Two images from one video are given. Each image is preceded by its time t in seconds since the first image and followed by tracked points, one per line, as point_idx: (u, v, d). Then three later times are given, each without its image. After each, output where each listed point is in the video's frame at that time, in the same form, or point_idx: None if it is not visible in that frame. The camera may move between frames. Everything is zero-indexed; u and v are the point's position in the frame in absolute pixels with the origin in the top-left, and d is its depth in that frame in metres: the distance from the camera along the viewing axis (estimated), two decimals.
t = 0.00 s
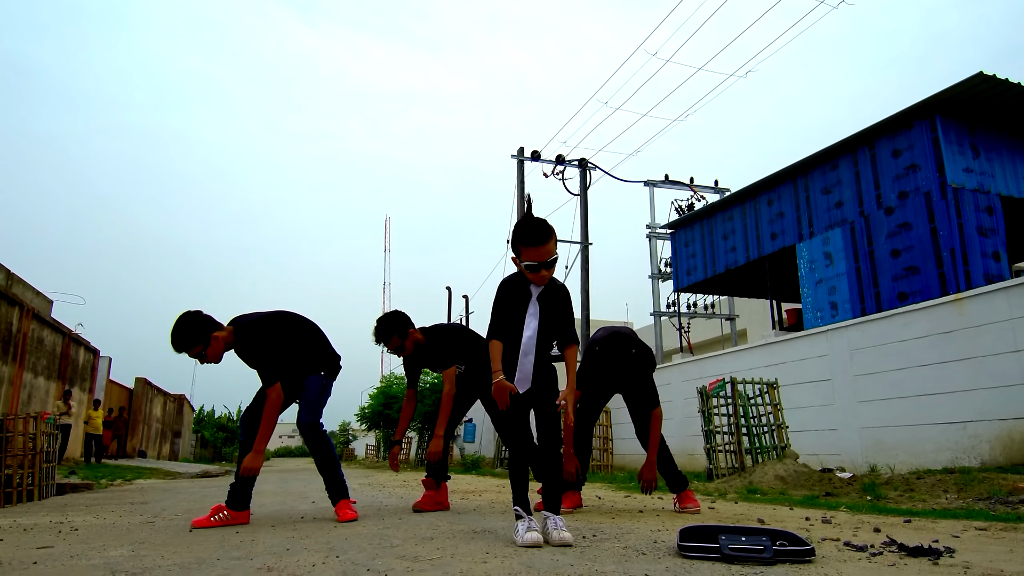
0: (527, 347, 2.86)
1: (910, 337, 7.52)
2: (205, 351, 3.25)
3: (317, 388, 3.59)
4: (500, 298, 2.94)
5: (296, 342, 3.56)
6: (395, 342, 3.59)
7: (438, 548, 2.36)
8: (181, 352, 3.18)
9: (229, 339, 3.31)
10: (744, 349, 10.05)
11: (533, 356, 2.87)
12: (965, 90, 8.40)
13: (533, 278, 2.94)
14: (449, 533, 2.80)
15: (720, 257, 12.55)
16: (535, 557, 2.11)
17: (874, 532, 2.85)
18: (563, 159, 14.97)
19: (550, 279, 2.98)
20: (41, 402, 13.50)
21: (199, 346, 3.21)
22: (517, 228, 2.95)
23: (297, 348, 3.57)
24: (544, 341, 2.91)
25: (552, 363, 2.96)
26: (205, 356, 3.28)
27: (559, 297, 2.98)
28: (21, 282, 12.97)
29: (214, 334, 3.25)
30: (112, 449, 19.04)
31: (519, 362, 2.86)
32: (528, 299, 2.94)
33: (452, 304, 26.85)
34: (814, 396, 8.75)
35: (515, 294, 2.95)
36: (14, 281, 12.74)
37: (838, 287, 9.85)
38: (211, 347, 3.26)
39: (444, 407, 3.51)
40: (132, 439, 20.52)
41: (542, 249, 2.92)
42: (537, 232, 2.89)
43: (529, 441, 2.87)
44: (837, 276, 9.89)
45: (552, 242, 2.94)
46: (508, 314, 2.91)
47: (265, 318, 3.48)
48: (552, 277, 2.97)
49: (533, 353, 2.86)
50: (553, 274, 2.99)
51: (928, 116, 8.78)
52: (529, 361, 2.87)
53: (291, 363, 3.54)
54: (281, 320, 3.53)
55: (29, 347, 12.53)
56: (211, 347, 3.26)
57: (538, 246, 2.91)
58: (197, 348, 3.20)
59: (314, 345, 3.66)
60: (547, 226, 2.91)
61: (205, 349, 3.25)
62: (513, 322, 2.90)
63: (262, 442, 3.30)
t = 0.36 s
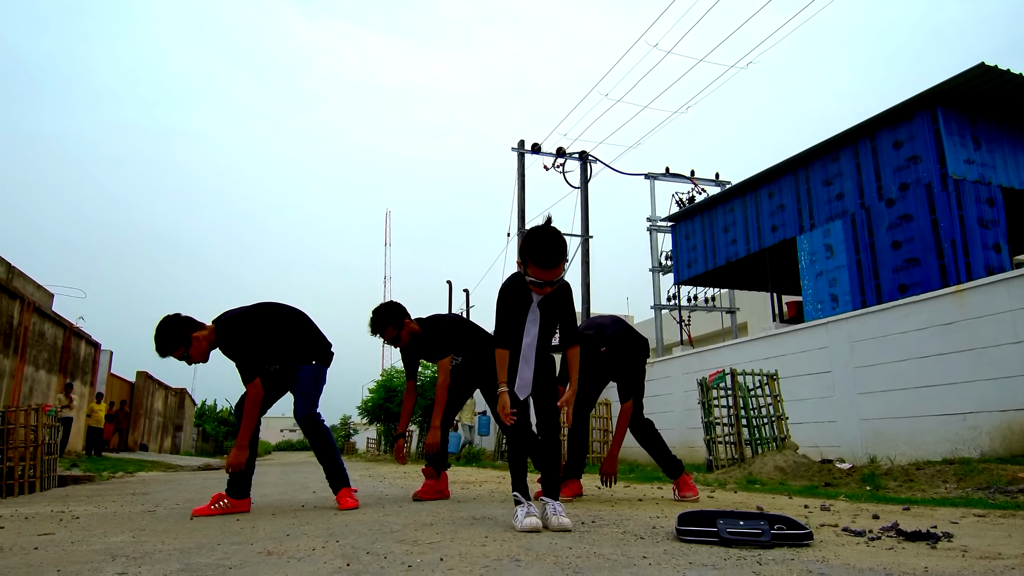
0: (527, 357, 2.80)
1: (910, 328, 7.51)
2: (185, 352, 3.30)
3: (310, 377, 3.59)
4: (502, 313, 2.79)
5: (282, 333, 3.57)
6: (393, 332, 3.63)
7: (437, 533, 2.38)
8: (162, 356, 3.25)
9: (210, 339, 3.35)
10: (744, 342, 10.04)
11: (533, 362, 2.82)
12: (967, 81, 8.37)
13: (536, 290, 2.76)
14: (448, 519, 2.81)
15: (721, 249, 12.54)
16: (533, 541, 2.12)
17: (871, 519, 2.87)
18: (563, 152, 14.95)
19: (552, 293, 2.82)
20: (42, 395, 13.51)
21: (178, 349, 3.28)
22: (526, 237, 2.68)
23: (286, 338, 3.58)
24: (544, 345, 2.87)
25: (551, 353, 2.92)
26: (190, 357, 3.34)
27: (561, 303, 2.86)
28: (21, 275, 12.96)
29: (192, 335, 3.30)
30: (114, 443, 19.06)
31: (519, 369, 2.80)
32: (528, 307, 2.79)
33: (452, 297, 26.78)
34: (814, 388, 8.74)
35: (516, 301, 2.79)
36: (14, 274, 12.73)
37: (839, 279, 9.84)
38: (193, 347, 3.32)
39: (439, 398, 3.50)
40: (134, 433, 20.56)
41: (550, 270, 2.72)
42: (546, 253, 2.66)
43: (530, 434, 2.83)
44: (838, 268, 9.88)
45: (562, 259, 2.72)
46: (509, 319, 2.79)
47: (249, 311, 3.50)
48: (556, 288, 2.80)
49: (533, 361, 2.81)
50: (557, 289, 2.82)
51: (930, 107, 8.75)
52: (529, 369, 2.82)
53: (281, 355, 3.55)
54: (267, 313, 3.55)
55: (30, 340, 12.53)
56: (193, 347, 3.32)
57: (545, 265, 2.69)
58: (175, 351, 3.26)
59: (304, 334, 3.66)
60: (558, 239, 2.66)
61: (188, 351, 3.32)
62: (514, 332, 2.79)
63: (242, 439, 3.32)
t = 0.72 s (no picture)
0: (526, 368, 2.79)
1: (910, 320, 7.49)
2: (186, 339, 3.30)
3: (308, 367, 3.59)
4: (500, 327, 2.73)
5: (281, 322, 3.56)
6: (391, 324, 3.60)
7: (433, 522, 2.38)
8: (161, 343, 3.25)
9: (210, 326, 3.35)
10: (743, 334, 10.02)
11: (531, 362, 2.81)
12: (969, 70, 8.31)
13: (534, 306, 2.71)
14: (445, 509, 2.81)
15: (721, 240, 12.51)
16: (528, 529, 2.12)
17: (869, 508, 2.87)
18: (563, 143, 14.89)
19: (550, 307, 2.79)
20: (43, 387, 13.53)
21: (178, 336, 3.27)
22: (529, 252, 2.61)
23: (285, 328, 3.57)
24: (541, 346, 2.85)
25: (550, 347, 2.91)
26: (189, 344, 3.33)
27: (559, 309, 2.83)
28: (21, 267, 12.94)
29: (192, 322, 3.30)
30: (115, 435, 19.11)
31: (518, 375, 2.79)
32: (524, 317, 2.75)
33: (453, 289, 26.75)
34: (813, 379, 8.73)
35: (515, 312, 2.73)
36: (15, 266, 12.71)
37: (839, 270, 9.82)
38: (193, 334, 3.30)
39: (438, 388, 3.50)
40: (135, 424, 20.60)
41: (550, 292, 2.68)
42: (548, 273, 2.59)
43: (529, 426, 2.85)
44: (839, 259, 9.86)
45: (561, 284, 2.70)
46: (507, 325, 2.73)
47: (249, 300, 3.50)
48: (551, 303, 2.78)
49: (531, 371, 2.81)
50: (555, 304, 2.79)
51: (931, 97, 8.70)
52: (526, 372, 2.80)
53: (280, 345, 3.54)
54: (268, 302, 3.54)
55: (30, 332, 12.53)
56: (194, 334, 3.31)
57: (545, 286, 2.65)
58: (176, 338, 3.25)
59: (303, 324, 3.65)
60: (561, 257, 2.60)
61: (189, 338, 3.31)
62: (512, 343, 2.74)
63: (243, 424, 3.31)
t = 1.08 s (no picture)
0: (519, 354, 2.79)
1: (909, 310, 7.46)
2: (179, 331, 3.28)
3: (301, 359, 3.57)
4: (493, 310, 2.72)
5: (275, 313, 3.54)
6: (384, 315, 3.56)
7: (423, 514, 2.37)
8: (155, 334, 3.23)
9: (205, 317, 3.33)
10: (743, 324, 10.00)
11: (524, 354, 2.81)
12: (970, 58, 8.25)
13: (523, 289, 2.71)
14: (437, 500, 2.80)
15: (721, 231, 12.47)
16: (516, 521, 2.12)
17: (863, 499, 2.86)
18: (563, 133, 14.82)
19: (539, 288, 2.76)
20: (44, 378, 13.55)
21: (170, 329, 3.25)
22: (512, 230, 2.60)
23: (279, 319, 3.55)
24: (532, 338, 2.82)
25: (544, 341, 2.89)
26: (183, 336, 3.32)
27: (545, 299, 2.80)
28: (21, 259, 12.92)
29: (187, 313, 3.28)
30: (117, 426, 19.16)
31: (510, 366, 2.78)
32: (515, 301, 2.72)
33: (453, 280, 26.70)
34: (812, 369, 8.72)
35: (505, 298, 2.72)
36: (14, 258, 12.70)
37: (838, 261, 9.79)
38: (186, 326, 3.29)
39: (434, 379, 3.49)
40: (137, 415, 20.66)
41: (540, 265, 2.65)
42: (536, 252, 2.58)
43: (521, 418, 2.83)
44: (838, 249, 9.83)
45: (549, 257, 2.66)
46: (497, 315, 2.72)
47: (243, 291, 3.48)
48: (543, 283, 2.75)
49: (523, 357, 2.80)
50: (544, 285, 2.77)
51: (932, 86, 8.64)
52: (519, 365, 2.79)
53: (274, 336, 3.53)
54: (262, 293, 3.52)
55: (30, 323, 12.52)
56: (186, 326, 3.29)
57: (532, 260, 2.61)
58: (168, 331, 3.24)
59: (297, 316, 3.63)
60: (548, 236, 2.58)
61: (182, 329, 3.29)
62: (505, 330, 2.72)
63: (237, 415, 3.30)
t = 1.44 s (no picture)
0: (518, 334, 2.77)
1: (911, 299, 7.43)
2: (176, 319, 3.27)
3: (300, 348, 3.56)
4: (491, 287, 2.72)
5: (274, 302, 3.53)
6: (383, 304, 3.56)
7: (421, 502, 2.37)
8: (152, 324, 3.22)
9: (202, 305, 3.33)
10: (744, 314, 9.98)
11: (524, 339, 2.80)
12: (975, 46, 8.17)
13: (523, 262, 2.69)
14: (436, 488, 2.81)
15: (722, 220, 12.43)
16: (514, 509, 2.11)
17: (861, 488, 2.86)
18: (564, 122, 14.74)
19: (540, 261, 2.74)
20: (46, 368, 13.57)
21: (168, 317, 3.25)
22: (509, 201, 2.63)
23: (277, 307, 3.54)
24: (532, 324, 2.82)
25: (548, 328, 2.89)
26: (182, 325, 3.31)
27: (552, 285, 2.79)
28: (22, 249, 12.90)
29: (184, 302, 3.28)
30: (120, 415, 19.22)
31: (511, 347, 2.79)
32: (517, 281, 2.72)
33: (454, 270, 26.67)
34: (813, 359, 8.71)
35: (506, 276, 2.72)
36: (15, 248, 12.69)
37: (840, 250, 9.76)
38: (184, 314, 3.28)
39: (433, 368, 3.48)
40: (139, 405, 20.71)
41: (537, 233, 2.61)
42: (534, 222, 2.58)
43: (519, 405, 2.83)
44: (839, 239, 9.79)
45: (548, 225, 2.62)
46: (496, 296, 2.73)
47: (241, 279, 3.47)
48: (543, 255, 2.70)
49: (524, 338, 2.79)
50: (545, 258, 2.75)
51: (936, 74, 8.57)
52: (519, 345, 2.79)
53: (273, 324, 3.52)
54: (260, 281, 3.51)
55: (32, 314, 12.52)
56: (184, 314, 3.28)
57: (530, 227, 2.60)
58: (166, 319, 3.23)
59: (296, 304, 3.63)
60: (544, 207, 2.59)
61: (179, 318, 3.28)
62: (502, 307, 2.73)
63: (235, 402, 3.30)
